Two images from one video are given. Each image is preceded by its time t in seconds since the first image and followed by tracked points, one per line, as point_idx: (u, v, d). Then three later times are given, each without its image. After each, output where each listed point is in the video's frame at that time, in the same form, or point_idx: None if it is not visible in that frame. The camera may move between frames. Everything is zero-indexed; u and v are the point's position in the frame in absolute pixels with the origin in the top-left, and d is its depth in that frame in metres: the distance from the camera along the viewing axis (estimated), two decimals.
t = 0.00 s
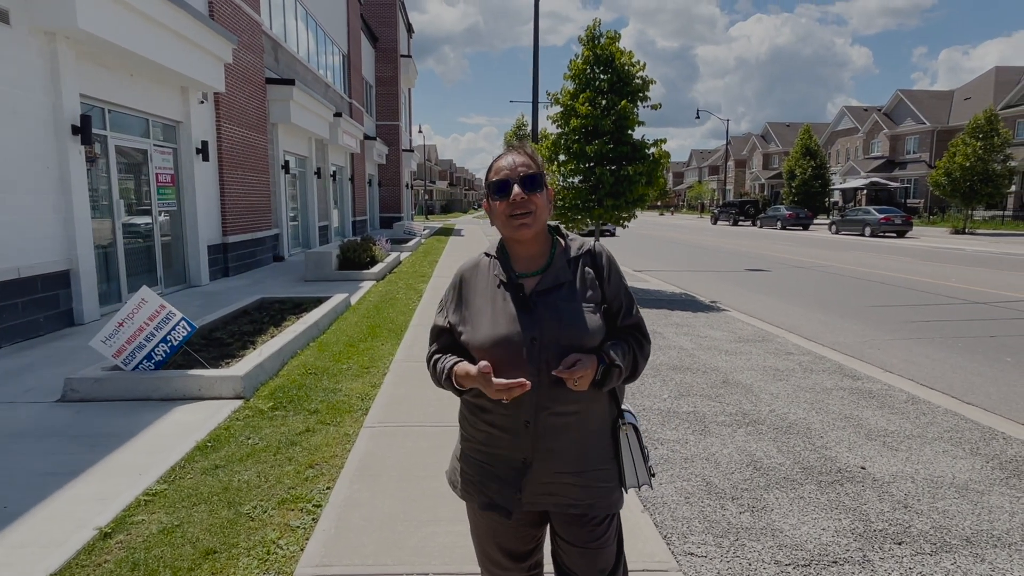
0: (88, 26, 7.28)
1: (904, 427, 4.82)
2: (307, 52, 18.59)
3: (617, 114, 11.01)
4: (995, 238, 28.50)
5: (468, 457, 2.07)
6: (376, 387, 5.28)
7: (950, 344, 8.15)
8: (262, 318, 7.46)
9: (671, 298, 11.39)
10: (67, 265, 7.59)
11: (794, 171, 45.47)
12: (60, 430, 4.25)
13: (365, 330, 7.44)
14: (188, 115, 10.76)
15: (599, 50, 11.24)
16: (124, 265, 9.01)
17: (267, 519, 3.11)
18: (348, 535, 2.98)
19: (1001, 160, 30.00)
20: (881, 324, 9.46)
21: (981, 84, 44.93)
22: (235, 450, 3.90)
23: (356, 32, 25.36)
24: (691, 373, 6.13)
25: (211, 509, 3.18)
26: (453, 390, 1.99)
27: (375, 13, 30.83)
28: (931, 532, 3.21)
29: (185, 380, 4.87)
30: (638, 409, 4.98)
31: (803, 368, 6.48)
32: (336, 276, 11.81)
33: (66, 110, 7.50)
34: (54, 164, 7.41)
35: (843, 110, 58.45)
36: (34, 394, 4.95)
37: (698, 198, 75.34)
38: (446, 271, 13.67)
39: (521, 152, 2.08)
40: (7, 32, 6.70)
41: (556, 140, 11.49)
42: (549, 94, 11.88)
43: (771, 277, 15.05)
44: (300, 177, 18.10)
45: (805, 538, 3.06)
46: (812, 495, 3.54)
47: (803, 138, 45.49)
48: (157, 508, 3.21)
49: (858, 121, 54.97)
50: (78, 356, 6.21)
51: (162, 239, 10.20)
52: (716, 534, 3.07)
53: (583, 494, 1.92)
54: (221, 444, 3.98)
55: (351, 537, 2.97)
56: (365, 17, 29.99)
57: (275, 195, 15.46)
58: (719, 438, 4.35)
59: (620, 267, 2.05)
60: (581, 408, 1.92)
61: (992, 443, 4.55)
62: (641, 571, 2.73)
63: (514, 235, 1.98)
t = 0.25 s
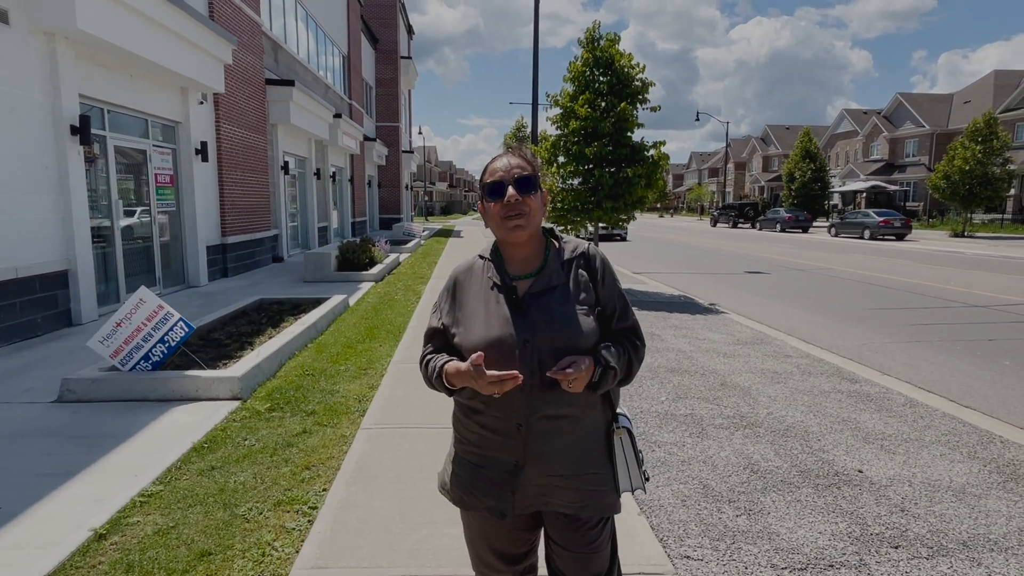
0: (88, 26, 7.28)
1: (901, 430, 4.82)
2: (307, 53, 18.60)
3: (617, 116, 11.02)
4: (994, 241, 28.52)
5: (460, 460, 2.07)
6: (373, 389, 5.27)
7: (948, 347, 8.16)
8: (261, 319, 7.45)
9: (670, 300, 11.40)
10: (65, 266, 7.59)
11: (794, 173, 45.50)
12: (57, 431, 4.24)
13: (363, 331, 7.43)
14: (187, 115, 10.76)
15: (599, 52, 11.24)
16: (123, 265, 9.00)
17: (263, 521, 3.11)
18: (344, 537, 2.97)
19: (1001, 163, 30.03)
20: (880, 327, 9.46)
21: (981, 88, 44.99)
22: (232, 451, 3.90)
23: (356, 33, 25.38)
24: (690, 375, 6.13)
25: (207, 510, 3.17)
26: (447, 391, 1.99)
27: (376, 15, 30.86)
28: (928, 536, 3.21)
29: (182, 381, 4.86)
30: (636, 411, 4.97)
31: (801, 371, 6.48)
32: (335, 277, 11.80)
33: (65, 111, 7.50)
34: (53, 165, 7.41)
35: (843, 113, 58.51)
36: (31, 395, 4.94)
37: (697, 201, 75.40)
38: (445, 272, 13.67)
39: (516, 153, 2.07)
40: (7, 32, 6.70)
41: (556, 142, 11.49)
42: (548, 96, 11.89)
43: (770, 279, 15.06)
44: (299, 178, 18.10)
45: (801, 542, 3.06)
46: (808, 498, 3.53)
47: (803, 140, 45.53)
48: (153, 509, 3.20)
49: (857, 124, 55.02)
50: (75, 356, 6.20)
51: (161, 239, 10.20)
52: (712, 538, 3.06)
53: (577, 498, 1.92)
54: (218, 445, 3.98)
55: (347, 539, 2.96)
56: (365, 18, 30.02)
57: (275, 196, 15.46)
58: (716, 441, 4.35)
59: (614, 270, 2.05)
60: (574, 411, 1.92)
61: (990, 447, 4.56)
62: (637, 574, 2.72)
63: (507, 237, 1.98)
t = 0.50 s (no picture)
0: (89, 28, 7.30)
1: (900, 434, 4.82)
2: (309, 55, 18.62)
3: (617, 118, 11.03)
4: (995, 244, 28.52)
5: (454, 465, 2.06)
6: (372, 391, 5.27)
7: (948, 350, 8.15)
8: (260, 320, 7.46)
9: (670, 303, 11.40)
10: (65, 266, 7.60)
11: (795, 176, 45.51)
12: (55, 431, 4.24)
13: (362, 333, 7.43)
14: (188, 117, 10.78)
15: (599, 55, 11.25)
16: (123, 266, 9.01)
17: (260, 523, 3.11)
18: (341, 539, 2.97)
19: (1002, 166, 30.03)
20: (879, 330, 9.47)
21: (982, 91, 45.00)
22: (229, 453, 3.90)
23: (357, 35, 25.41)
24: (688, 378, 6.13)
25: (204, 512, 3.18)
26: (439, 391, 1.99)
27: (378, 17, 30.89)
28: (924, 540, 3.21)
29: (180, 382, 4.87)
30: (634, 414, 4.97)
31: (800, 374, 6.49)
32: (335, 278, 11.81)
33: (66, 112, 7.51)
34: (54, 166, 7.42)
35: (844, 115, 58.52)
36: (29, 395, 4.94)
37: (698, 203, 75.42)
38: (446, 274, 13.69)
39: (511, 160, 2.07)
40: (8, 34, 6.72)
41: (556, 144, 11.50)
42: (549, 98, 11.90)
43: (770, 282, 15.06)
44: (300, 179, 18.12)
45: (798, 546, 3.06)
46: (806, 502, 3.53)
47: (803, 143, 45.54)
48: (150, 510, 3.21)
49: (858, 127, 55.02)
50: (74, 357, 6.21)
51: (161, 240, 10.21)
52: (709, 541, 3.06)
53: (570, 502, 1.92)
54: (215, 447, 3.98)
55: (343, 541, 2.96)
56: (366, 20, 30.05)
57: (275, 197, 15.48)
58: (714, 444, 4.35)
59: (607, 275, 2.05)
60: (568, 414, 1.92)
61: (988, 451, 4.56)
62: None
63: (501, 244, 1.98)
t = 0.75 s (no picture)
0: (89, 29, 7.31)
1: (897, 436, 4.82)
2: (309, 56, 18.65)
3: (616, 120, 11.03)
4: (996, 246, 28.50)
5: (447, 466, 2.07)
6: (370, 392, 5.27)
7: (948, 353, 8.14)
8: (259, 321, 7.47)
9: (670, 304, 11.40)
10: (65, 267, 7.61)
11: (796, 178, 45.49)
12: (53, 431, 4.25)
13: (361, 334, 7.44)
14: (189, 117, 10.79)
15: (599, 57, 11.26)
16: (123, 267, 9.02)
17: (256, 523, 3.11)
18: (337, 540, 2.98)
19: (1003, 168, 30.00)
20: (879, 332, 9.46)
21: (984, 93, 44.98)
22: (226, 453, 3.90)
23: (359, 36, 25.45)
24: (687, 380, 6.12)
25: (200, 513, 3.18)
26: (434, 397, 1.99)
27: (379, 18, 30.93)
28: (920, 542, 3.21)
29: (178, 383, 4.87)
30: (632, 416, 4.97)
31: (798, 376, 6.48)
32: (335, 279, 11.82)
33: (67, 113, 7.53)
34: (54, 166, 7.43)
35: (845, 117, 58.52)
36: (28, 396, 4.95)
37: (699, 205, 75.41)
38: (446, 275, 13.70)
39: (504, 164, 2.08)
40: (8, 34, 6.73)
41: (556, 145, 11.50)
42: (549, 100, 11.91)
43: (770, 284, 15.05)
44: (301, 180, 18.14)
45: (794, 548, 3.06)
46: (802, 504, 3.53)
47: (805, 145, 45.54)
48: (146, 510, 3.21)
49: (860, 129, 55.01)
50: (73, 357, 6.21)
51: (161, 240, 10.22)
52: (704, 543, 3.06)
53: (563, 504, 1.93)
54: (213, 447, 3.98)
55: (339, 542, 2.97)
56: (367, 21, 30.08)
57: (276, 198, 15.49)
58: (711, 446, 4.34)
59: (600, 278, 2.05)
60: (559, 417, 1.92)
61: (986, 453, 4.56)
62: None
63: (493, 248, 1.98)
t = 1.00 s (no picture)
0: (88, 30, 7.31)
1: (896, 439, 4.81)
2: (309, 58, 18.65)
3: (615, 121, 11.02)
4: (995, 249, 28.54)
5: (442, 469, 2.06)
6: (367, 393, 5.25)
7: (947, 355, 8.13)
8: (257, 322, 7.45)
9: (669, 306, 11.39)
10: (63, 267, 7.59)
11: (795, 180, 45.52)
12: (49, 433, 4.24)
13: (359, 335, 7.42)
14: (188, 119, 10.79)
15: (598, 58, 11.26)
16: (121, 268, 9.01)
17: (251, 526, 3.10)
18: (332, 542, 2.96)
19: (1002, 171, 30.04)
20: (878, 334, 9.47)
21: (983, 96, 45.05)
22: (222, 455, 3.89)
23: (359, 38, 25.46)
24: (685, 382, 6.11)
25: (196, 514, 3.17)
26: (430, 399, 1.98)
27: (379, 19, 30.94)
28: (919, 545, 3.20)
29: (175, 384, 4.86)
30: (630, 418, 4.95)
31: (797, 378, 6.48)
32: (333, 280, 11.81)
33: (65, 114, 7.52)
34: (52, 166, 7.42)
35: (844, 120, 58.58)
36: (24, 397, 4.93)
37: (698, 207, 75.46)
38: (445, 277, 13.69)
39: (501, 160, 2.06)
40: (6, 34, 6.72)
41: (555, 147, 11.51)
42: (548, 101, 11.91)
43: (769, 286, 15.06)
44: (300, 181, 18.14)
45: (792, 551, 3.05)
46: (800, 507, 3.52)
47: (804, 147, 45.57)
48: (142, 512, 3.20)
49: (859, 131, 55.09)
50: (70, 358, 6.19)
51: (160, 242, 10.21)
52: (702, 546, 3.05)
53: (557, 505, 1.92)
54: (209, 449, 3.97)
55: (335, 544, 2.95)
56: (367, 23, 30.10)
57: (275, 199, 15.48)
58: (709, 448, 4.33)
59: (594, 279, 2.03)
60: (552, 419, 1.91)
61: (985, 456, 4.56)
62: None
63: (488, 246, 1.97)
